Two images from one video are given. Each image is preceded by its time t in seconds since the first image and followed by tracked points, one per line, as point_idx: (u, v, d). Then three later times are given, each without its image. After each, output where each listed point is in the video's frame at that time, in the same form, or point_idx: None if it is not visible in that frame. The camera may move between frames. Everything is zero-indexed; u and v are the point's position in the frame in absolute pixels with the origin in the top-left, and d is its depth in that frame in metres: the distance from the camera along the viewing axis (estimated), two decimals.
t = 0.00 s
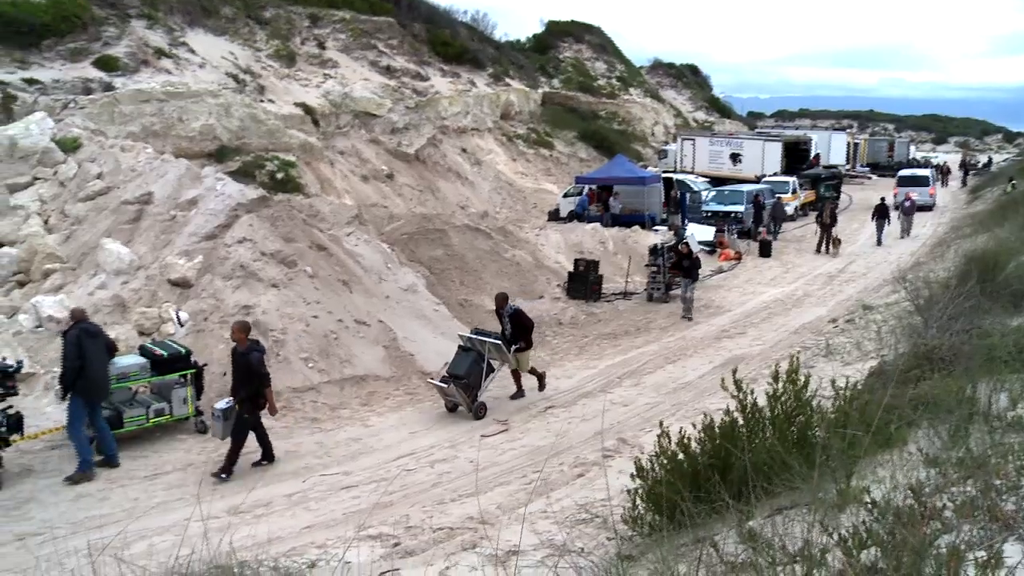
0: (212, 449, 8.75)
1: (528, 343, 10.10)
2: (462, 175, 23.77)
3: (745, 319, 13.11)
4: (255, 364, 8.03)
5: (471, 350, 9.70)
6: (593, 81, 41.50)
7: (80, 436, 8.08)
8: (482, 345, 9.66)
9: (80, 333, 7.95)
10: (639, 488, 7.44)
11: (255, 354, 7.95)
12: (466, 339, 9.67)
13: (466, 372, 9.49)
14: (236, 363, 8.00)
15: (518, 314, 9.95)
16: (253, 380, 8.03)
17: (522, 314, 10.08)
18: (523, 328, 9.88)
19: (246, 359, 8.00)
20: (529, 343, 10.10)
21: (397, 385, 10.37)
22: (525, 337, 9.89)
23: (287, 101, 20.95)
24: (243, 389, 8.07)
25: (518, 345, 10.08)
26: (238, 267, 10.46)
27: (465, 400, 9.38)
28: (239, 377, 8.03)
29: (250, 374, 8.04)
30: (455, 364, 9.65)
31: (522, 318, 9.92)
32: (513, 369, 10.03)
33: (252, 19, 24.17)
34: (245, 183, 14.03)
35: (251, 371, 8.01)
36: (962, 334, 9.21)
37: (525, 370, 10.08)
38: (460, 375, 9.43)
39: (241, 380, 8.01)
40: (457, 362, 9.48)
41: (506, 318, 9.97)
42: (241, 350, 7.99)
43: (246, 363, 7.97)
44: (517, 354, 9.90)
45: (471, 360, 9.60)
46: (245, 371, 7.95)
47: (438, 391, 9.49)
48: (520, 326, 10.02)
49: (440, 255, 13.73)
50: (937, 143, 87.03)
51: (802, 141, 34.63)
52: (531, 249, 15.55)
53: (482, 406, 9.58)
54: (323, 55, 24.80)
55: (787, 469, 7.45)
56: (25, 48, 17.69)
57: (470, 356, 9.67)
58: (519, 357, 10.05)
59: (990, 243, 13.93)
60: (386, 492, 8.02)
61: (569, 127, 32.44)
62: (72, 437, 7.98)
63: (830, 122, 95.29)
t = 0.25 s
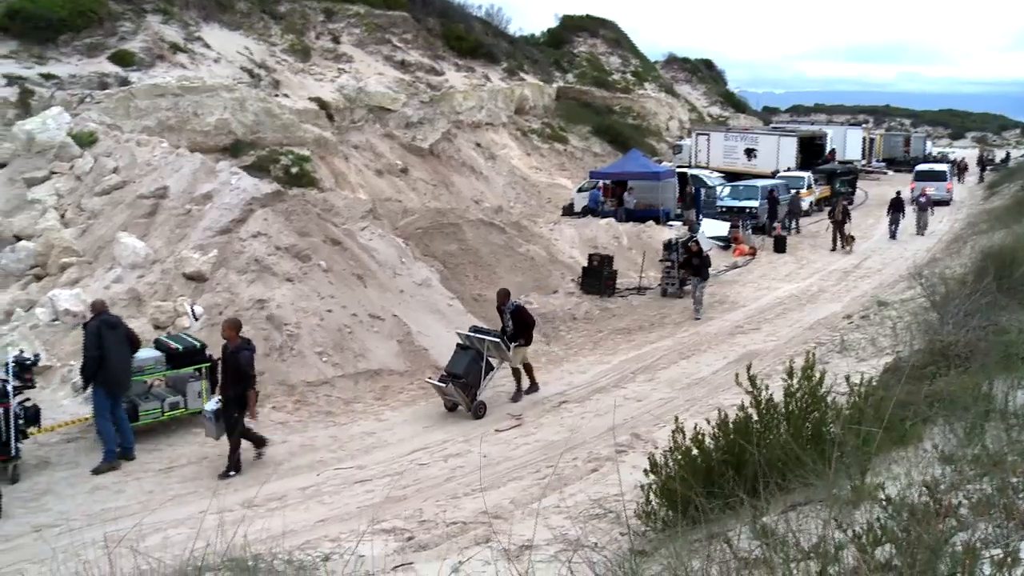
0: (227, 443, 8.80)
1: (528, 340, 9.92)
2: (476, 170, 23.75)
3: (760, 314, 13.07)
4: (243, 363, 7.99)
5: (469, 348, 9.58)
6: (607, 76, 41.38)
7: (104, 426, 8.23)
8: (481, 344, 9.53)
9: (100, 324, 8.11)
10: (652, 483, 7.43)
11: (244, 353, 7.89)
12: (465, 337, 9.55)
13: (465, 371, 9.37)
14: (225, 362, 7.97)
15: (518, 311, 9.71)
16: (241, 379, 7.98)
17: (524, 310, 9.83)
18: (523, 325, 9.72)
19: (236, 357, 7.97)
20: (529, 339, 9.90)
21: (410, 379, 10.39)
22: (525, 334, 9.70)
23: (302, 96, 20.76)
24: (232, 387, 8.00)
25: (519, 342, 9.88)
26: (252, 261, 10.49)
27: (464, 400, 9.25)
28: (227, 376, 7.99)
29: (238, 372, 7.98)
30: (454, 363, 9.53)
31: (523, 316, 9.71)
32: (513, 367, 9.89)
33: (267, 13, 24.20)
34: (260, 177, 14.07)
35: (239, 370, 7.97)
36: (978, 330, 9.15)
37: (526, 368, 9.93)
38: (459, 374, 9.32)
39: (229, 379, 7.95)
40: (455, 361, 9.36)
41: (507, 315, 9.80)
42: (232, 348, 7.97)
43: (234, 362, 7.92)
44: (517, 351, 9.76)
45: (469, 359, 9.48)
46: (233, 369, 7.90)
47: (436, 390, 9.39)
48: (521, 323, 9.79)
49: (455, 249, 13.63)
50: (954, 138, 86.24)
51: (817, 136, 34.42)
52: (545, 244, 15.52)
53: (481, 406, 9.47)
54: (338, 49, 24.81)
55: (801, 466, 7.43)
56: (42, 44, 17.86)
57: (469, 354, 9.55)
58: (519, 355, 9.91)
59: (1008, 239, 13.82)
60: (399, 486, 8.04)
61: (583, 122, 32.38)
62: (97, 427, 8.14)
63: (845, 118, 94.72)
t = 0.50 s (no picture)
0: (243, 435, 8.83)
1: (528, 341, 9.83)
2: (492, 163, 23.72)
3: (776, 310, 13.03)
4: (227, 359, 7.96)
5: (467, 347, 9.43)
6: (624, 70, 41.17)
7: (123, 418, 8.36)
8: (480, 343, 9.39)
9: (122, 316, 8.26)
10: (667, 479, 7.41)
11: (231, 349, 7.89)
12: (463, 336, 9.41)
13: (461, 370, 9.23)
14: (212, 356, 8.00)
15: (519, 311, 9.66)
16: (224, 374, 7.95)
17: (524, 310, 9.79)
18: (523, 325, 9.59)
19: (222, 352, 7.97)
20: (529, 340, 9.81)
21: (426, 373, 10.43)
22: (526, 334, 9.59)
23: (319, 89, 21.09)
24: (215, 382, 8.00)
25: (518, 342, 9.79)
26: (269, 255, 10.54)
27: (461, 399, 9.11)
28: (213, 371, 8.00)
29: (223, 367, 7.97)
30: (451, 362, 9.37)
31: (523, 317, 9.61)
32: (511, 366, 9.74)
33: (284, 7, 24.24)
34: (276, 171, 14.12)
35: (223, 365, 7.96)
36: (997, 326, 9.08)
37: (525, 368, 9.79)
38: (455, 373, 9.19)
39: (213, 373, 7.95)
40: (452, 360, 9.22)
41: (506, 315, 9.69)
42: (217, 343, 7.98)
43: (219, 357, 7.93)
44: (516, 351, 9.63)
45: (467, 358, 9.32)
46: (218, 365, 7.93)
47: (433, 390, 9.24)
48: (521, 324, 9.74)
49: (471, 244, 13.64)
50: (974, 133, 85.36)
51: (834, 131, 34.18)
52: (561, 238, 15.50)
53: (479, 406, 9.33)
54: (355, 44, 24.83)
55: (817, 462, 7.39)
56: (61, 38, 17.97)
57: (466, 353, 9.39)
58: (518, 354, 9.77)
59: None
60: (415, 479, 8.06)
61: (600, 116, 32.24)
62: (117, 419, 8.28)
63: (863, 112, 93.96)
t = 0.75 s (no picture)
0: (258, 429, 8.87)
1: (528, 339, 9.77)
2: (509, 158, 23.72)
3: (792, 306, 12.98)
4: (218, 355, 7.92)
5: (466, 346, 9.33)
6: (640, 66, 40.99)
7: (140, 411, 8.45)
8: (478, 341, 9.29)
9: (141, 309, 8.37)
10: (683, 475, 7.39)
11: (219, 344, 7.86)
12: (461, 335, 9.30)
13: (460, 370, 9.14)
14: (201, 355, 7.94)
15: (518, 307, 9.68)
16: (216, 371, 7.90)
17: (523, 308, 9.82)
18: (523, 323, 9.59)
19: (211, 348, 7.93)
20: (529, 338, 9.82)
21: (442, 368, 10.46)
22: (525, 332, 9.61)
23: (335, 84, 21.14)
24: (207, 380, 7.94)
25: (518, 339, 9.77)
26: (285, 249, 10.58)
27: (460, 399, 9.02)
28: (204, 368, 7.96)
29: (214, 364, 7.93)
30: (450, 361, 9.26)
31: (523, 314, 9.64)
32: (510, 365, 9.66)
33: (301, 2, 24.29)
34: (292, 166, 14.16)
35: (213, 361, 7.92)
36: (1018, 324, 9.01)
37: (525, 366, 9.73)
38: (454, 373, 9.09)
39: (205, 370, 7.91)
40: (452, 360, 9.14)
41: (505, 312, 9.68)
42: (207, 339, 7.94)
43: (209, 353, 7.90)
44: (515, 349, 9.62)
45: (465, 357, 9.22)
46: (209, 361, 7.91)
47: (432, 390, 9.14)
48: (520, 321, 9.75)
49: (487, 239, 13.61)
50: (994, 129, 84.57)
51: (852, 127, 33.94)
52: (577, 233, 15.48)
53: (479, 405, 9.24)
54: (371, 38, 24.83)
55: (833, 459, 7.35)
56: (80, 34, 18.11)
57: (465, 352, 9.29)
58: (518, 352, 9.72)
59: None
60: (430, 474, 8.08)
61: (616, 111, 32.15)
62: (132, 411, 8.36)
63: (881, 108, 93.27)
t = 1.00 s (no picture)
0: (276, 423, 8.91)
1: (531, 338, 9.64)
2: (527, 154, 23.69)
3: (810, 303, 12.93)
4: (214, 351, 7.90)
5: (467, 345, 9.22)
6: (658, 61, 40.76)
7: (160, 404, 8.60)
8: (479, 341, 9.17)
9: (159, 304, 8.52)
10: (699, 471, 7.35)
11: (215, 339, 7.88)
12: (462, 334, 9.19)
13: (460, 369, 9.04)
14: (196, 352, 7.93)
15: (520, 307, 9.52)
16: (213, 367, 7.90)
17: (524, 308, 9.63)
18: (525, 322, 9.44)
19: (207, 345, 7.90)
20: (531, 338, 9.66)
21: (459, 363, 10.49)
22: (528, 332, 9.46)
23: (353, 79, 21.17)
24: (205, 376, 7.94)
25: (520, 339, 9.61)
26: (303, 244, 10.62)
27: (460, 399, 8.92)
28: (201, 365, 7.94)
29: (211, 360, 7.91)
30: (450, 360, 9.16)
31: (525, 313, 9.49)
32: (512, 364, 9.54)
33: None
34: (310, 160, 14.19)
35: (209, 357, 7.89)
36: None
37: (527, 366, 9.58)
38: (454, 372, 8.99)
39: (203, 367, 7.91)
40: (452, 360, 9.04)
41: (506, 311, 9.54)
42: (202, 336, 7.90)
43: (205, 349, 7.89)
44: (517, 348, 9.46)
45: (466, 356, 9.12)
46: (205, 357, 7.88)
47: (432, 389, 9.05)
48: (522, 321, 9.57)
49: (504, 234, 13.56)
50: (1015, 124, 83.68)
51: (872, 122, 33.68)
52: (594, 229, 15.45)
53: (479, 406, 9.12)
54: (389, 33, 24.81)
55: (850, 457, 7.29)
56: (100, 29, 18.23)
57: (466, 352, 9.18)
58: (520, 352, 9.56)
59: None
60: (446, 468, 8.09)
61: (634, 107, 32.02)
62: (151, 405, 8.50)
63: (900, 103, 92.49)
